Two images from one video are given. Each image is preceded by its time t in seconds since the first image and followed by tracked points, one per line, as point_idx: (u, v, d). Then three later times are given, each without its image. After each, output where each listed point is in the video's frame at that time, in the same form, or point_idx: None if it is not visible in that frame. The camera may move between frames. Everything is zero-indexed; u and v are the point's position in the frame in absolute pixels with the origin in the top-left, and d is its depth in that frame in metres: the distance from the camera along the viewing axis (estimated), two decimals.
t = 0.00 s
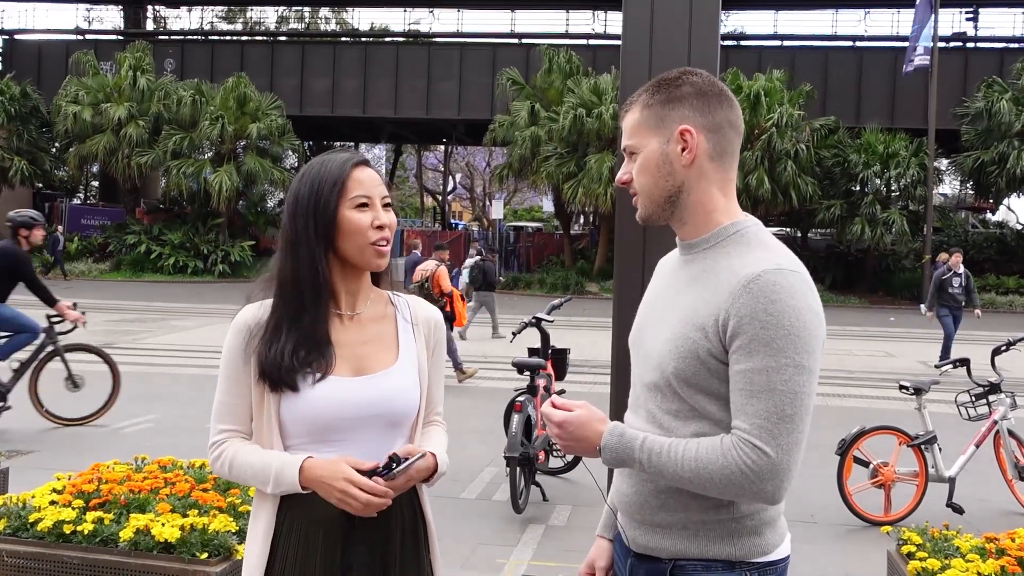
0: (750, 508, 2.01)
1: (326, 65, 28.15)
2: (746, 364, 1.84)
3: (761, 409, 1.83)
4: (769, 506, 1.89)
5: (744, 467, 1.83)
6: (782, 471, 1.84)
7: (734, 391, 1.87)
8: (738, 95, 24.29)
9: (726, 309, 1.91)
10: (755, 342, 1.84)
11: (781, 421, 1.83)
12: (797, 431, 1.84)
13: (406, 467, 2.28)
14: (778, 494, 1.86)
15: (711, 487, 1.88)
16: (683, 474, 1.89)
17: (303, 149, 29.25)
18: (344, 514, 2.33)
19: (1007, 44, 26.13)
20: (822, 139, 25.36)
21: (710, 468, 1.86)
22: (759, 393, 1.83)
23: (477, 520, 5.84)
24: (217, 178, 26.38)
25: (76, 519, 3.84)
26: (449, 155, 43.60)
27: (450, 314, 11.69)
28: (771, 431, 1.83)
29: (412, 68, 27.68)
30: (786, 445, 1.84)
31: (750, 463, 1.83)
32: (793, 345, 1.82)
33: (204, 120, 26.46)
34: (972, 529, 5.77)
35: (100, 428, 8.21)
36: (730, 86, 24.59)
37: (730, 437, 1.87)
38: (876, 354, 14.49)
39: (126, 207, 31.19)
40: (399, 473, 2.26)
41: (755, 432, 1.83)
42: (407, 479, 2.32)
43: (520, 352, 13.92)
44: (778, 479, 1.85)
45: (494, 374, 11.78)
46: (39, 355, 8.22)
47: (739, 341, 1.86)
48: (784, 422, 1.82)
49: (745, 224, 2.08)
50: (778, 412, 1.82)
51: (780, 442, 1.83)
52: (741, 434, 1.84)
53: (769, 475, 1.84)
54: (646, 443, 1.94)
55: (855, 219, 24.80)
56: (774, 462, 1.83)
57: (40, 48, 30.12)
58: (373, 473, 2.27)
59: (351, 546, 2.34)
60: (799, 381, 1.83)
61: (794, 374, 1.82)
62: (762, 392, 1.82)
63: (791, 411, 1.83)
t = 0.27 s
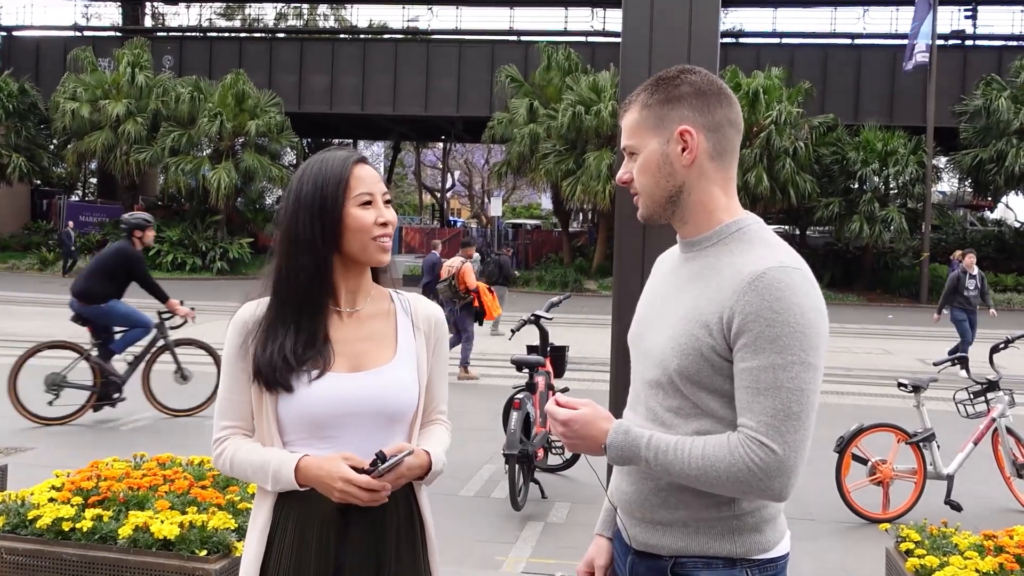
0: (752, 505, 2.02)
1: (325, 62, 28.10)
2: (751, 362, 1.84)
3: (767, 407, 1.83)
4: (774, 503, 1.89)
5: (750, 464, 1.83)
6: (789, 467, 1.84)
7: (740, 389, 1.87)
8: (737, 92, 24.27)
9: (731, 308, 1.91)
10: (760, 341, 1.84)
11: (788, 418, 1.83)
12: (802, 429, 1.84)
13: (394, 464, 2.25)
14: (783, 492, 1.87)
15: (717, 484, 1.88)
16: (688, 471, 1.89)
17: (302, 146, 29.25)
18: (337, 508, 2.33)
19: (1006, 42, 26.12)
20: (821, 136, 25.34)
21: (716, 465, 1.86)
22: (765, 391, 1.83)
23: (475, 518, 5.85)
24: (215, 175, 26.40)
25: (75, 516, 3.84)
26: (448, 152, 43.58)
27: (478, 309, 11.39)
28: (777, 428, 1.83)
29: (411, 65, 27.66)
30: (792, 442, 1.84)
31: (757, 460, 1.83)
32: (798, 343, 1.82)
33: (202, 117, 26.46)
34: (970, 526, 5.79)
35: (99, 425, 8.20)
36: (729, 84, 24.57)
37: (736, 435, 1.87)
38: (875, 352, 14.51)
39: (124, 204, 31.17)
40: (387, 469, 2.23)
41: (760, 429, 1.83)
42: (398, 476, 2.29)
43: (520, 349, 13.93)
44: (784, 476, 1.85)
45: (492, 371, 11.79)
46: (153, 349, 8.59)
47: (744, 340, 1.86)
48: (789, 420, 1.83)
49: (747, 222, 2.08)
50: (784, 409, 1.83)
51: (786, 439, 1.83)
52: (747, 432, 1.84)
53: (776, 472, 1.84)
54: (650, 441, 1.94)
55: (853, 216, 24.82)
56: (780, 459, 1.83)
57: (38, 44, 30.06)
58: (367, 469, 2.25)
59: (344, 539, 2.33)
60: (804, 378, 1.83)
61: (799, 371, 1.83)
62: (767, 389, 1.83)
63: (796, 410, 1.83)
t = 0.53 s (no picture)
0: (749, 503, 2.02)
1: (324, 59, 28.05)
2: (751, 360, 1.84)
3: (766, 405, 1.83)
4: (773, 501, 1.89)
5: (750, 462, 1.83)
6: (789, 466, 1.85)
7: (738, 388, 1.87)
8: (736, 91, 24.25)
9: (730, 306, 1.91)
10: (759, 339, 1.84)
11: (787, 417, 1.83)
12: (802, 427, 1.84)
13: (387, 457, 2.23)
14: (783, 490, 1.87)
15: (716, 484, 1.88)
16: (687, 470, 1.89)
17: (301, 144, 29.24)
18: (333, 504, 2.33)
19: (1005, 41, 26.11)
20: (820, 135, 25.31)
21: (715, 464, 1.87)
22: (764, 389, 1.83)
23: (473, 516, 5.85)
24: (214, 173, 26.42)
25: (73, 514, 3.84)
26: (447, 151, 43.54)
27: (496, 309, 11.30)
28: (777, 426, 1.83)
29: (410, 63, 27.63)
30: (791, 441, 1.84)
31: (756, 458, 1.83)
32: (797, 341, 1.83)
33: (201, 115, 26.47)
34: (968, 525, 5.79)
35: (96, 422, 8.20)
36: (728, 82, 24.57)
37: (735, 433, 1.87)
38: (873, 351, 14.52)
39: (122, 202, 31.16)
40: (379, 462, 2.21)
41: (760, 428, 1.84)
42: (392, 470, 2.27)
43: (518, 347, 13.93)
44: (784, 475, 1.85)
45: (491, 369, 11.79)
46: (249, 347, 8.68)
47: (742, 338, 1.86)
48: (789, 419, 1.83)
49: (745, 221, 2.08)
50: (783, 407, 1.83)
51: (785, 438, 1.83)
52: (746, 431, 1.84)
53: (776, 471, 1.84)
54: (649, 440, 1.94)
55: (851, 215, 24.84)
56: (780, 457, 1.83)
57: (36, 41, 30.01)
58: (360, 463, 2.24)
59: (340, 534, 2.33)
60: (803, 377, 1.83)
61: (798, 369, 1.83)
62: (766, 388, 1.83)
63: (795, 409, 1.83)
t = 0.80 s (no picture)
0: (746, 501, 2.02)
1: (322, 58, 28.04)
2: (748, 359, 1.84)
3: (763, 404, 1.83)
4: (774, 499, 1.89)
5: (748, 461, 1.83)
6: (786, 463, 1.84)
7: (735, 385, 1.87)
8: (734, 89, 24.26)
9: (727, 305, 1.91)
10: (756, 338, 1.84)
11: (784, 415, 1.83)
12: (799, 425, 1.85)
13: (384, 455, 2.23)
14: (782, 488, 1.86)
15: (714, 482, 1.88)
16: (686, 469, 1.89)
17: (299, 142, 29.24)
18: (331, 502, 2.33)
19: (1003, 39, 26.11)
20: (818, 133, 25.28)
21: (713, 462, 1.86)
22: (762, 387, 1.83)
23: (471, 513, 5.85)
24: (212, 171, 26.41)
25: (71, 512, 3.83)
26: (445, 149, 43.53)
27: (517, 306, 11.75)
28: (774, 425, 1.83)
29: (408, 61, 27.60)
30: (790, 439, 1.84)
31: (753, 457, 1.83)
32: (793, 339, 1.82)
33: (199, 113, 26.47)
34: (966, 522, 5.80)
35: (94, 421, 8.19)
36: (726, 80, 24.58)
37: (733, 432, 1.87)
38: (872, 348, 14.53)
39: (121, 200, 31.14)
40: (376, 460, 2.21)
41: (756, 426, 1.84)
42: (388, 469, 2.27)
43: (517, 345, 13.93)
44: (782, 473, 1.85)
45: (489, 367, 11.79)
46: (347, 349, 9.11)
47: (739, 337, 1.86)
48: (786, 417, 1.83)
49: (743, 219, 2.08)
50: (781, 406, 1.83)
51: (784, 436, 1.83)
52: (743, 429, 1.84)
53: (773, 469, 1.84)
54: (647, 439, 1.93)
55: (850, 213, 24.88)
56: (778, 455, 1.84)
57: (34, 39, 29.96)
58: (357, 460, 2.24)
59: (338, 532, 2.33)
60: (801, 374, 1.83)
61: (796, 368, 1.82)
62: (763, 386, 1.83)
63: (792, 406, 1.83)
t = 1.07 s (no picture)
0: (744, 500, 2.02)
1: (321, 56, 28.03)
2: (746, 359, 1.84)
3: (762, 404, 1.83)
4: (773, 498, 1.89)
5: (747, 460, 1.83)
6: (784, 463, 1.84)
7: (734, 385, 1.87)
8: (732, 88, 24.26)
9: (725, 305, 1.91)
10: (754, 337, 1.84)
11: (783, 415, 1.83)
12: (798, 425, 1.84)
13: (384, 454, 2.23)
14: (781, 488, 1.86)
15: (713, 481, 1.88)
16: (685, 468, 1.89)
17: (298, 141, 29.22)
18: (331, 501, 2.33)
19: (1002, 38, 26.13)
20: (817, 132, 25.29)
21: (711, 462, 1.86)
22: (760, 387, 1.83)
23: (470, 512, 5.84)
24: (210, 170, 26.39)
25: (68, 511, 3.83)
26: (444, 148, 43.52)
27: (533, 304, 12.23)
28: (773, 425, 1.83)
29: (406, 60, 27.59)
30: (788, 438, 1.84)
31: (753, 456, 1.83)
32: (791, 339, 1.82)
33: (197, 112, 26.45)
34: (964, 521, 5.81)
35: (92, 420, 8.19)
36: (725, 79, 24.57)
37: (732, 432, 1.87)
38: (870, 347, 14.55)
39: (119, 199, 31.12)
40: (377, 458, 2.21)
41: (754, 426, 1.84)
42: (389, 468, 2.27)
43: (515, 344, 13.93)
44: (780, 473, 1.85)
45: (487, 366, 11.79)
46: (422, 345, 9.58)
47: (737, 336, 1.86)
48: (785, 416, 1.83)
49: (741, 218, 2.07)
50: (780, 405, 1.83)
51: (782, 435, 1.83)
52: (742, 428, 1.84)
53: (773, 468, 1.84)
54: (646, 439, 1.93)
55: (848, 212, 24.91)
56: (777, 455, 1.83)
57: (31, 38, 29.91)
58: (357, 459, 2.24)
59: (338, 531, 2.33)
60: (799, 375, 1.83)
61: (794, 367, 1.82)
62: (761, 386, 1.83)
63: (791, 406, 1.83)
